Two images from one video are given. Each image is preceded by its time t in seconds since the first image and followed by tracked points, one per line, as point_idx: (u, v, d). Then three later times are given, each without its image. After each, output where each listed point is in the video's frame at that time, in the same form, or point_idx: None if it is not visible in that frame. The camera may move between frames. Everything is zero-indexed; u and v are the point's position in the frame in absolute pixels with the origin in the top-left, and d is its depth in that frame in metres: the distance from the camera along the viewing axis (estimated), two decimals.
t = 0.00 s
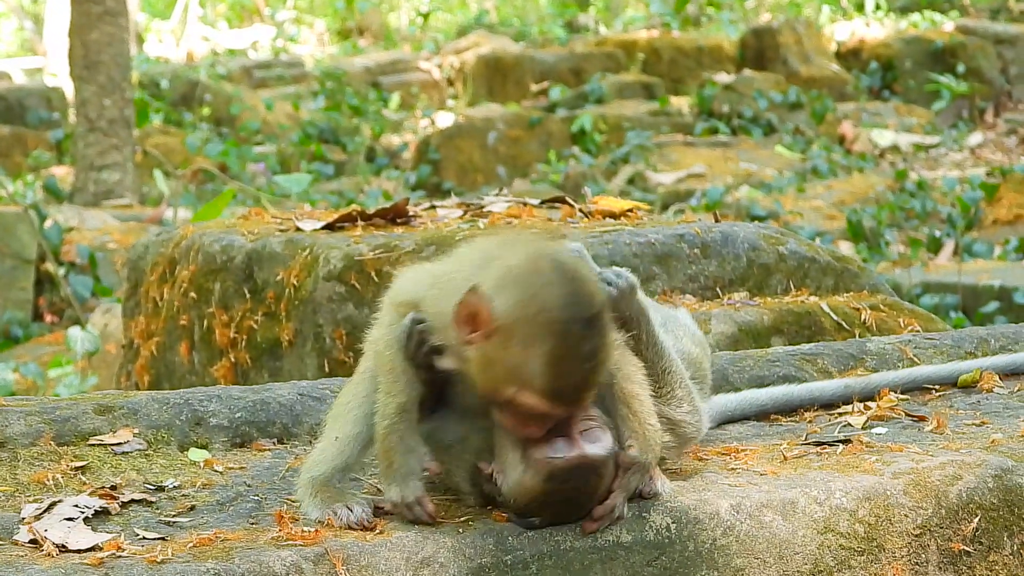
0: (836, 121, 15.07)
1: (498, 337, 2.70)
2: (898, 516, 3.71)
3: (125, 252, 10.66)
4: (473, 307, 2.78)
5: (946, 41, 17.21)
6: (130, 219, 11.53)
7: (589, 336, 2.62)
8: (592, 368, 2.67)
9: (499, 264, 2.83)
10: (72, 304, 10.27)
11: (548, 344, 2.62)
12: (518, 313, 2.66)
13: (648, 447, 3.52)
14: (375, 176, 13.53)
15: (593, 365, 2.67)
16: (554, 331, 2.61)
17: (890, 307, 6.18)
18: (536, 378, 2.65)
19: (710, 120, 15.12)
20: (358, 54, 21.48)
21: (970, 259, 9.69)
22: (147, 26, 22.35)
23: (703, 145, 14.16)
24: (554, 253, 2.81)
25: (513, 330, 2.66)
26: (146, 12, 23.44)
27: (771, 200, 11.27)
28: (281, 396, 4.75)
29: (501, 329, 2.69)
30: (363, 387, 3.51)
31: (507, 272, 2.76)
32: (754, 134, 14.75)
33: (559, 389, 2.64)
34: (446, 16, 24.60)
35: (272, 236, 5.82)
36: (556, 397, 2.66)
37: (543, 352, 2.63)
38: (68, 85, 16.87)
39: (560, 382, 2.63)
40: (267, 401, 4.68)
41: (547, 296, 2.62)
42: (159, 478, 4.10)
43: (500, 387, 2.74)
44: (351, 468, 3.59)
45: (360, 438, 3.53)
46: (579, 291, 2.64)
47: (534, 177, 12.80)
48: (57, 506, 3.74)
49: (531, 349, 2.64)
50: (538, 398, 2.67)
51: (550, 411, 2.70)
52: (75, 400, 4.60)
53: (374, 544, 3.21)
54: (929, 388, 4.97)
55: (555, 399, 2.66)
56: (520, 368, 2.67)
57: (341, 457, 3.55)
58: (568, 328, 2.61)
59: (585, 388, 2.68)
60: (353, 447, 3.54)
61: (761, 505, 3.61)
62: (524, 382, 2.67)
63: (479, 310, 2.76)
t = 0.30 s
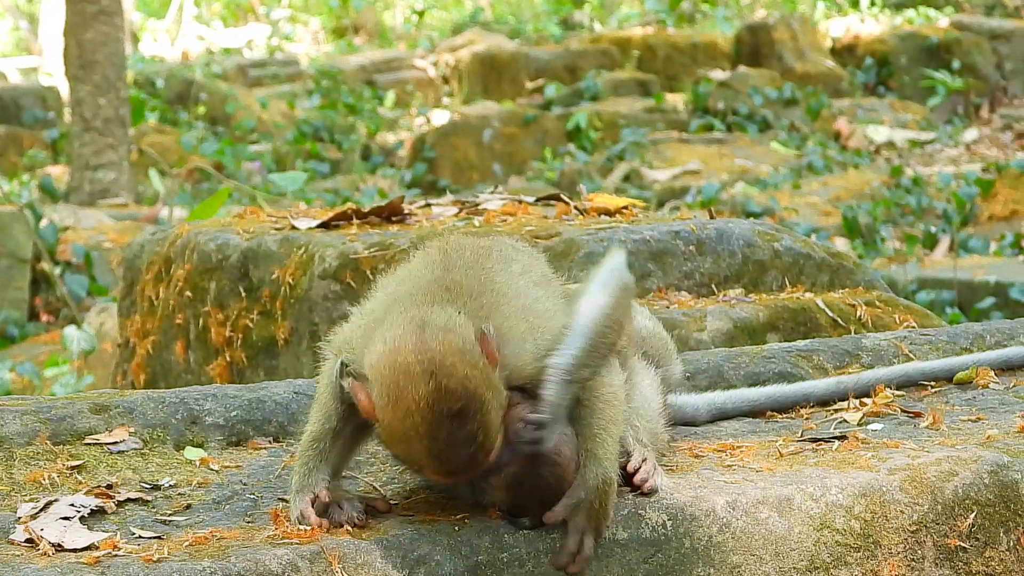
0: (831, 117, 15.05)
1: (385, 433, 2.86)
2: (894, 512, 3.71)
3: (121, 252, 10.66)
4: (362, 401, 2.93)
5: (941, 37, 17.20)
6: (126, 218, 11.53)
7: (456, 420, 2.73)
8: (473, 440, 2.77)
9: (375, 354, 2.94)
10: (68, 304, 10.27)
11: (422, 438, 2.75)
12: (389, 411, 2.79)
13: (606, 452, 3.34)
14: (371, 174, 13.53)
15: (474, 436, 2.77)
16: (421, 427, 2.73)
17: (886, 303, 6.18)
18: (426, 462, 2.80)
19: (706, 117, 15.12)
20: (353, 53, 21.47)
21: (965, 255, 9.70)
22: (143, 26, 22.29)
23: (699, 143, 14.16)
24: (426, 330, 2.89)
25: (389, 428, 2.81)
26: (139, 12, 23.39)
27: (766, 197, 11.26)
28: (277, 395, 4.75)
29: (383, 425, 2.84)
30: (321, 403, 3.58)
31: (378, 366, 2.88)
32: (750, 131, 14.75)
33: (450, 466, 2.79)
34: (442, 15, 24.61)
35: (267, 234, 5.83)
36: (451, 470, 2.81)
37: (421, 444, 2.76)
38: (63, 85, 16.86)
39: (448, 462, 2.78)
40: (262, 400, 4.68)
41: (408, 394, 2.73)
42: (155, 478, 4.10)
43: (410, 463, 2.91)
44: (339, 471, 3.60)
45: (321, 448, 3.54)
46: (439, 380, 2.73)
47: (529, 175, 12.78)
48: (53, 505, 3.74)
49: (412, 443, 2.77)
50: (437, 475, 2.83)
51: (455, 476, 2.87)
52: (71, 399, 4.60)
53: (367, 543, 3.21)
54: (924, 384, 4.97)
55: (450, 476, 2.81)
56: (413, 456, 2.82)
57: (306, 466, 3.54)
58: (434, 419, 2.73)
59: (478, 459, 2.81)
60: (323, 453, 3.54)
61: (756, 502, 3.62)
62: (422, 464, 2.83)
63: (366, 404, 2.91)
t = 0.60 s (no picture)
0: (827, 116, 15.04)
1: (418, 370, 2.74)
2: (889, 512, 3.72)
3: (117, 250, 10.65)
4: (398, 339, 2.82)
5: (937, 37, 17.22)
6: (122, 216, 11.53)
7: (499, 380, 2.66)
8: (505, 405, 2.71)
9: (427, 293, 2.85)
10: (64, 301, 10.26)
11: (459, 383, 2.66)
12: (431, 347, 2.70)
13: (620, 462, 3.38)
14: (367, 172, 13.53)
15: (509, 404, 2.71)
16: (462, 371, 2.64)
17: (881, 303, 6.21)
18: (451, 409, 2.69)
19: (701, 116, 15.12)
20: (350, 51, 21.45)
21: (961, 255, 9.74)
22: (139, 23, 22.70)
23: (695, 142, 14.16)
24: (489, 282, 2.83)
25: (429, 367, 2.70)
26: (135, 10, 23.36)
27: (762, 196, 11.25)
28: (272, 393, 4.75)
29: (420, 360, 2.73)
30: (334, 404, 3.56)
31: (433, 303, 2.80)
32: (745, 130, 14.75)
33: (474, 423, 2.70)
34: (438, 13, 24.60)
35: (263, 232, 5.83)
36: (470, 428, 2.72)
37: (453, 385, 2.66)
38: (59, 83, 16.85)
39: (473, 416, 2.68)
40: (257, 399, 4.68)
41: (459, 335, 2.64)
42: (151, 476, 4.11)
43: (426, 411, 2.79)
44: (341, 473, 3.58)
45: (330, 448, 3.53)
46: (492, 331, 2.65)
47: (525, 174, 12.79)
48: (49, 503, 3.74)
49: (443, 382, 2.67)
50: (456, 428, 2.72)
51: (471, 437, 2.77)
52: (66, 396, 4.59)
53: (363, 541, 3.21)
54: (920, 385, 4.99)
55: (468, 431, 2.72)
56: (437, 401, 2.72)
57: (312, 470, 3.51)
58: (478, 369, 2.65)
59: (502, 419, 2.73)
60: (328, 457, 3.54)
61: (752, 502, 3.63)
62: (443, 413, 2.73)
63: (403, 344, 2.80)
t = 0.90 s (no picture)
0: (828, 116, 15.04)
1: (573, 282, 2.76)
2: (890, 511, 3.72)
3: (117, 250, 10.64)
4: (560, 252, 2.84)
5: (937, 37, 17.23)
6: (122, 217, 11.52)
7: (653, 331, 2.68)
8: (640, 362, 2.73)
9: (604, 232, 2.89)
10: (64, 302, 10.25)
11: (614, 307, 2.66)
12: (604, 265, 2.72)
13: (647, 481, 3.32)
14: (367, 172, 13.52)
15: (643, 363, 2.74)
16: (625, 301, 2.65)
17: (882, 302, 6.21)
18: (588, 331, 2.69)
19: (702, 116, 15.11)
20: (350, 51, 21.45)
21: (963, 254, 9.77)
22: (139, 24, 22.42)
23: (695, 142, 14.15)
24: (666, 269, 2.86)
25: (591, 282, 2.72)
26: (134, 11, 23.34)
27: (763, 196, 11.24)
28: (273, 393, 4.74)
29: (580, 277, 2.75)
30: (400, 399, 3.31)
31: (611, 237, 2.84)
32: (746, 130, 14.74)
33: (601, 358, 2.70)
34: (438, 13, 24.59)
35: (264, 232, 5.82)
36: (594, 357, 2.70)
37: (608, 307, 2.66)
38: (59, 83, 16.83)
39: (606, 350, 2.68)
40: (259, 398, 4.67)
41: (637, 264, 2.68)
42: (152, 476, 4.10)
43: (554, 327, 2.78)
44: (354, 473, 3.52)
45: (385, 439, 3.34)
46: (667, 292, 2.68)
47: (526, 174, 12.80)
48: (50, 504, 3.73)
49: (598, 304, 2.68)
50: (582, 352, 2.71)
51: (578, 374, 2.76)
52: (67, 397, 4.58)
53: (364, 540, 3.20)
54: (921, 384, 4.99)
55: (589, 364, 2.72)
56: (577, 318, 2.72)
57: (364, 457, 3.37)
58: (638, 308, 2.66)
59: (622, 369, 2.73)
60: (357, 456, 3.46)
61: (753, 501, 3.63)
62: (574, 330, 2.72)
63: (564, 258, 2.83)
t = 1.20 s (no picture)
0: (828, 115, 15.02)
1: (682, 291, 2.98)
2: (890, 509, 3.72)
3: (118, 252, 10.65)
4: (679, 262, 3.06)
5: (938, 35, 17.21)
6: (122, 219, 11.53)
7: (734, 370, 2.88)
8: (705, 396, 2.95)
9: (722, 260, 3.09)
10: (64, 304, 10.26)
11: (707, 330, 2.88)
12: (716, 291, 2.93)
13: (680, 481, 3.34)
14: (368, 173, 13.52)
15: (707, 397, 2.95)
16: (723, 331, 2.87)
17: (882, 301, 6.20)
18: (677, 343, 2.91)
19: (702, 116, 15.08)
20: (350, 53, 21.47)
21: (963, 252, 9.76)
22: (139, 25, 22.48)
23: (695, 141, 14.14)
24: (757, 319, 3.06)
25: (699, 299, 2.94)
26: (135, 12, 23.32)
27: (764, 195, 11.22)
28: (273, 394, 4.74)
29: (689, 292, 2.97)
30: (489, 381, 3.28)
31: (729, 270, 3.04)
32: (746, 130, 14.71)
33: (676, 374, 2.92)
34: (438, 14, 24.61)
35: (264, 233, 5.83)
36: (672, 369, 2.92)
37: (704, 329, 2.88)
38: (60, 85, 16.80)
39: (680, 368, 2.90)
40: (258, 399, 4.67)
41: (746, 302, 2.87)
42: (151, 477, 4.10)
43: (645, 325, 3.02)
44: (351, 474, 3.56)
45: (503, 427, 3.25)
46: (752, 343, 2.89)
47: (526, 174, 12.82)
48: (49, 505, 3.74)
49: (699, 322, 2.89)
50: (661, 359, 2.93)
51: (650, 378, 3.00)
52: (66, 399, 4.59)
53: (366, 541, 3.20)
54: (920, 381, 4.98)
55: (663, 373, 2.94)
56: (672, 326, 2.94)
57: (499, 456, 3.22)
58: (728, 345, 2.87)
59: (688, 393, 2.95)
60: (366, 453, 3.54)
61: (753, 499, 3.62)
62: (663, 336, 2.95)
63: (682, 269, 3.04)
